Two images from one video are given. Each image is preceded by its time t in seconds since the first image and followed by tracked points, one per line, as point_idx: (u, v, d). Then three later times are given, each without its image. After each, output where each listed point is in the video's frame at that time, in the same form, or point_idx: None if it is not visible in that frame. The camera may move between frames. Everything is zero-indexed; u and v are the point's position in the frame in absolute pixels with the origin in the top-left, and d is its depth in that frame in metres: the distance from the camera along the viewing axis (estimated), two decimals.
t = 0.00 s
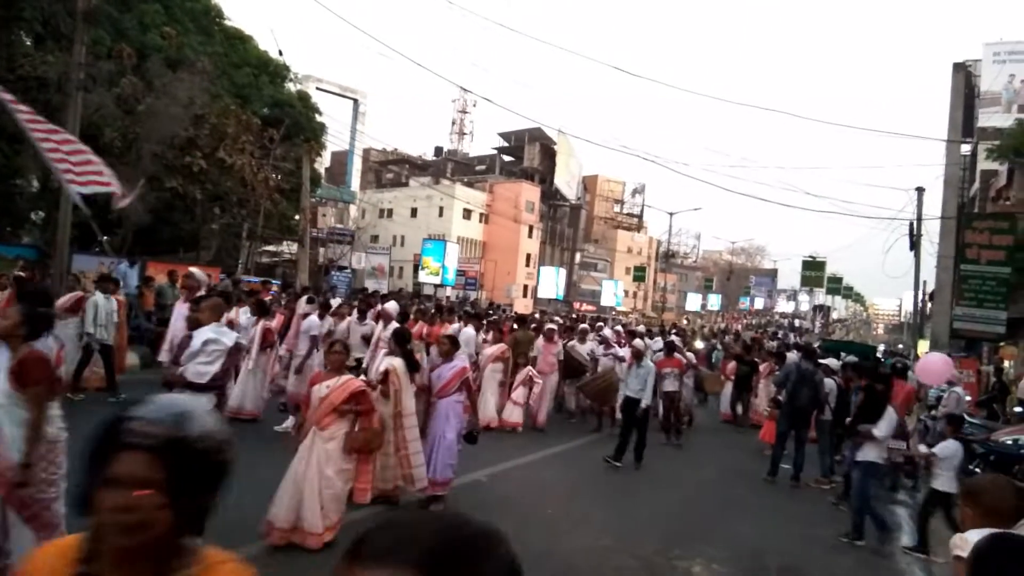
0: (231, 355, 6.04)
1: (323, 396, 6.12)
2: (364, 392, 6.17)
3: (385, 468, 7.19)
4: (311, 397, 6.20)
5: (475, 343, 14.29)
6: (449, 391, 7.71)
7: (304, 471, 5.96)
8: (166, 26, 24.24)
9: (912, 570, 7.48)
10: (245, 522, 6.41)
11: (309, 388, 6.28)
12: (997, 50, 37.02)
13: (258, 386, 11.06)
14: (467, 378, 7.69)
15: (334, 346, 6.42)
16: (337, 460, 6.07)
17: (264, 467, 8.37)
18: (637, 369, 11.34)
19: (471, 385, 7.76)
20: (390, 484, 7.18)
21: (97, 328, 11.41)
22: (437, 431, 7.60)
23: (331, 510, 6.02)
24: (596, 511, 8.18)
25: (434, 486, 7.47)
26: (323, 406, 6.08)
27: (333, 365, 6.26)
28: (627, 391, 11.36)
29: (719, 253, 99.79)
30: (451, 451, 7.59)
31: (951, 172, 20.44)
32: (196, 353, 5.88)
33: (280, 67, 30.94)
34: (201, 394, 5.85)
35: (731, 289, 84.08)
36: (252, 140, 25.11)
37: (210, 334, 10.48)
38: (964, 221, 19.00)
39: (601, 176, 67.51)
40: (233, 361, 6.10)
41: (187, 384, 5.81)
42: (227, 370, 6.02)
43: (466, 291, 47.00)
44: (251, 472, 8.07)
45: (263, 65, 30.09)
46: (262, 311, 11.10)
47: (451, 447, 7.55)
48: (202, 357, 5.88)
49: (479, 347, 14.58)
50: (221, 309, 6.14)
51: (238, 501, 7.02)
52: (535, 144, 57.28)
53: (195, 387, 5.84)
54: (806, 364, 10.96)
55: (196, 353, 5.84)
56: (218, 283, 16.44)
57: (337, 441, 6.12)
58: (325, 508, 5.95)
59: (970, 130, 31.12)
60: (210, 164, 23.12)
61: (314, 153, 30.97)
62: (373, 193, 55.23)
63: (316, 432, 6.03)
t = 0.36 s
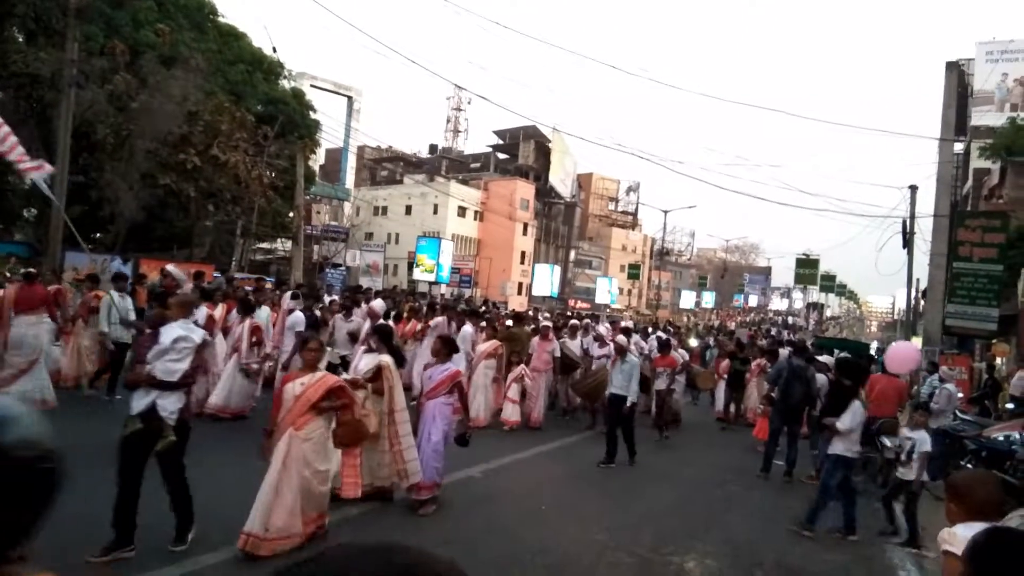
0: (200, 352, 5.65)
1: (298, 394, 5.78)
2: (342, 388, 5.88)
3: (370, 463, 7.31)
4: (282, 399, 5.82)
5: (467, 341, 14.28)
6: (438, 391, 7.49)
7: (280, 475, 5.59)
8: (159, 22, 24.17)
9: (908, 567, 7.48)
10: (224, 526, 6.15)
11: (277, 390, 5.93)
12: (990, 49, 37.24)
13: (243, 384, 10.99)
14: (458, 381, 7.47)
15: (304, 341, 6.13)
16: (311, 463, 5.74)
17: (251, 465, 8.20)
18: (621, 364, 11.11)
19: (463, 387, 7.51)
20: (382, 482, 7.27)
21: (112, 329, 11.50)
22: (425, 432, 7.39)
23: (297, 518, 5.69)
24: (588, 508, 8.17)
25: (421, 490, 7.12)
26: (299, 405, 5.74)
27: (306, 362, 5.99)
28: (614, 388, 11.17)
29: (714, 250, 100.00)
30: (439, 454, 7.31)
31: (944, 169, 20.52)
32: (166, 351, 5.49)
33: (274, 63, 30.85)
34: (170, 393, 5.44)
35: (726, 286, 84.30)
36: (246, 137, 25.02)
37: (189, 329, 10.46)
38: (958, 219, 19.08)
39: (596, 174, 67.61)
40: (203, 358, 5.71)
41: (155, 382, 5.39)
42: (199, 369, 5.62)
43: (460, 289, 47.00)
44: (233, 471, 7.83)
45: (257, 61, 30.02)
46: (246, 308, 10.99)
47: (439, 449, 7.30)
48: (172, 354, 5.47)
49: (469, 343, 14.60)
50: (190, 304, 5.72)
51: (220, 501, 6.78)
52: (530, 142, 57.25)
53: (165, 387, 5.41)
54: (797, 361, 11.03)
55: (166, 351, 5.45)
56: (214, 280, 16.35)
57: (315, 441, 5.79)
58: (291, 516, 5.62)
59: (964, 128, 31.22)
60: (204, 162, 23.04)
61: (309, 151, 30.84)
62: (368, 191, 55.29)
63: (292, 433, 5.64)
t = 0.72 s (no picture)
0: (162, 345, 5.42)
1: (271, 388, 5.57)
2: (316, 377, 5.69)
3: (349, 448, 7.18)
4: (255, 394, 5.60)
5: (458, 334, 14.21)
6: (426, 383, 7.31)
7: (258, 473, 5.38)
8: (147, 15, 23.95)
9: (900, 554, 7.51)
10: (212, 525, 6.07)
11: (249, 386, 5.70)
12: (978, 38, 37.40)
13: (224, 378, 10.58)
14: (446, 373, 7.29)
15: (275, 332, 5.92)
16: (287, 457, 5.49)
17: (237, 462, 8.09)
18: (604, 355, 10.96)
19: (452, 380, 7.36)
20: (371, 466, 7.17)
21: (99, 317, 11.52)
22: (413, 425, 7.19)
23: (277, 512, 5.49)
24: (579, 499, 8.19)
25: (404, 484, 7.07)
26: (274, 400, 5.52)
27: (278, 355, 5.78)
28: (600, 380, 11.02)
29: (705, 241, 100.19)
30: (427, 449, 7.17)
31: (933, 159, 20.63)
32: (127, 345, 5.24)
33: (263, 56, 30.65)
34: (131, 389, 5.22)
35: (717, 277, 84.51)
36: (235, 130, 24.87)
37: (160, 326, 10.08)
38: (946, 208, 19.18)
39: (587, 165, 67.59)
40: (164, 350, 5.48)
41: (115, 378, 5.18)
42: (161, 363, 5.40)
43: (452, 281, 46.93)
44: (217, 470, 7.69)
45: (246, 54, 29.82)
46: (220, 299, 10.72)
47: (429, 443, 7.12)
48: (134, 348, 5.23)
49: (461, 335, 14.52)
50: (151, 294, 5.47)
51: (199, 503, 6.61)
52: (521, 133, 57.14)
53: (126, 382, 5.20)
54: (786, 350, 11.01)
55: (127, 345, 5.20)
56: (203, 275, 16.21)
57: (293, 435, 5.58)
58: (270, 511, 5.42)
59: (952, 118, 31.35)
60: (193, 155, 22.90)
61: (298, 144, 30.68)
62: (359, 183, 55.11)
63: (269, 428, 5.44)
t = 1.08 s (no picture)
0: (125, 343, 5.15)
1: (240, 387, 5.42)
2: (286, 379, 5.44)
3: (323, 442, 6.92)
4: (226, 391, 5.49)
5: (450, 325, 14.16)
6: (404, 377, 7.12)
7: (222, 474, 5.25)
8: (134, 5, 23.70)
9: (892, 538, 7.54)
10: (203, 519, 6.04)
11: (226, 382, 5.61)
12: (970, 23, 37.38)
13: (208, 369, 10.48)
14: (423, 366, 7.12)
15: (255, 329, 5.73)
16: (254, 459, 5.33)
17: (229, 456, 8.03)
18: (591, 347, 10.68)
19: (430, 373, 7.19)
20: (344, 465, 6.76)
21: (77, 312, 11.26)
22: (392, 424, 6.98)
23: (245, 514, 5.35)
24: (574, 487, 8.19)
25: (381, 482, 6.93)
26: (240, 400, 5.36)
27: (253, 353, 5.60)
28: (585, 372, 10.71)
29: (699, 228, 100.27)
30: (405, 445, 7.00)
31: (925, 144, 20.65)
32: (83, 341, 5.01)
33: (253, 46, 30.41)
34: (86, 388, 4.98)
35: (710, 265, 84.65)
36: (226, 121, 24.68)
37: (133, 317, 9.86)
38: (939, 193, 19.21)
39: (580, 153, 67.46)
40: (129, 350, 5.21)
41: (69, 375, 4.96)
42: (121, 361, 5.14)
43: (446, 271, 46.86)
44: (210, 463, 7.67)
45: (235, 44, 29.58)
46: (203, 290, 10.60)
47: (408, 440, 6.96)
48: (88, 344, 5.01)
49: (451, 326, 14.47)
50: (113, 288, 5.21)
51: (185, 501, 6.48)
52: (514, 122, 56.96)
53: (81, 380, 4.97)
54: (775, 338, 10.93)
55: (81, 341, 4.97)
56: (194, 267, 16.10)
57: (260, 437, 5.40)
58: (235, 514, 5.26)
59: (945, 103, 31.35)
60: (183, 147, 22.72)
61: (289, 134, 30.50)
62: (352, 174, 54.93)
63: (233, 428, 5.30)
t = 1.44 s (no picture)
0: (107, 351, 5.00)
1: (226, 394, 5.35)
2: (260, 389, 5.22)
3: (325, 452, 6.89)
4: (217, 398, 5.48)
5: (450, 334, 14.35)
6: (394, 378, 7.00)
7: (209, 483, 5.17)
8: (141, 14, 23.85)
9: (906, 538, 7.49)
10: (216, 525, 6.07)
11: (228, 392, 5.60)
12: (977, 19, 37.17)
13: (207, 378, 10.49)
14: (413, 366, 7.02)
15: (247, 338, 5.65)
16: (239, 467, 5.18)
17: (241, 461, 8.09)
18: (597, 347, 10.54)
19: (421, 373, 7.08)
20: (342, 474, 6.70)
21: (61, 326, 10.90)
22: (382, 426, 6.87)
23: (235, 524, 5.22)
24: (586, 490, 8.19)
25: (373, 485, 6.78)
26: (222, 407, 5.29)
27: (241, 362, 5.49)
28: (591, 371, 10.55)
29: (708, 230, 100.03)
30: (394, 447, 6.85)
31: (934, 141, 20.55)
32: (63, 353, 4.84)
33: (259, 53, 30.55)
34: (70, 401, 4.82)
35: (719, 266, 84.37)
36: (233, 128, 24.76)
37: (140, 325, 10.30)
38: (948, 191, 19.10)
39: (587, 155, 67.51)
40: (112, 358, 5.05)
41: (52, 388, 4.82)
42: (105, 370, 4.99)
43: (455, 275, 46.95)
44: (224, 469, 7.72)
45: (242, 51, 29.73)
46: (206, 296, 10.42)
47: (398, 444, 6.83)
48: (70, 355, 4.84)
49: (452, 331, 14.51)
50: (91, 293, 5.02)
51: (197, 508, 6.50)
52: (520, 125, 57.01)
53: (63, 393, 4.81)
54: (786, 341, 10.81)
55: (61, 351, 4.82)
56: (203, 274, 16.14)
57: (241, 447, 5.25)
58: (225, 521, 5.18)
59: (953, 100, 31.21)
60: (192, 154, 22.80)
61: (297, 140, 30.62)
62: (359, 179, 55.12)
63: (216, 437, 5.24)
